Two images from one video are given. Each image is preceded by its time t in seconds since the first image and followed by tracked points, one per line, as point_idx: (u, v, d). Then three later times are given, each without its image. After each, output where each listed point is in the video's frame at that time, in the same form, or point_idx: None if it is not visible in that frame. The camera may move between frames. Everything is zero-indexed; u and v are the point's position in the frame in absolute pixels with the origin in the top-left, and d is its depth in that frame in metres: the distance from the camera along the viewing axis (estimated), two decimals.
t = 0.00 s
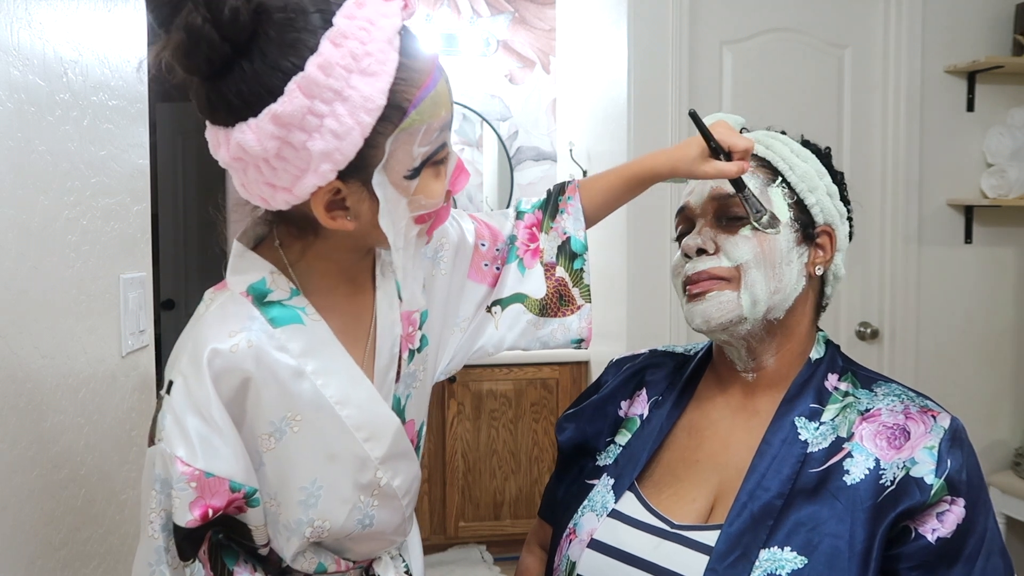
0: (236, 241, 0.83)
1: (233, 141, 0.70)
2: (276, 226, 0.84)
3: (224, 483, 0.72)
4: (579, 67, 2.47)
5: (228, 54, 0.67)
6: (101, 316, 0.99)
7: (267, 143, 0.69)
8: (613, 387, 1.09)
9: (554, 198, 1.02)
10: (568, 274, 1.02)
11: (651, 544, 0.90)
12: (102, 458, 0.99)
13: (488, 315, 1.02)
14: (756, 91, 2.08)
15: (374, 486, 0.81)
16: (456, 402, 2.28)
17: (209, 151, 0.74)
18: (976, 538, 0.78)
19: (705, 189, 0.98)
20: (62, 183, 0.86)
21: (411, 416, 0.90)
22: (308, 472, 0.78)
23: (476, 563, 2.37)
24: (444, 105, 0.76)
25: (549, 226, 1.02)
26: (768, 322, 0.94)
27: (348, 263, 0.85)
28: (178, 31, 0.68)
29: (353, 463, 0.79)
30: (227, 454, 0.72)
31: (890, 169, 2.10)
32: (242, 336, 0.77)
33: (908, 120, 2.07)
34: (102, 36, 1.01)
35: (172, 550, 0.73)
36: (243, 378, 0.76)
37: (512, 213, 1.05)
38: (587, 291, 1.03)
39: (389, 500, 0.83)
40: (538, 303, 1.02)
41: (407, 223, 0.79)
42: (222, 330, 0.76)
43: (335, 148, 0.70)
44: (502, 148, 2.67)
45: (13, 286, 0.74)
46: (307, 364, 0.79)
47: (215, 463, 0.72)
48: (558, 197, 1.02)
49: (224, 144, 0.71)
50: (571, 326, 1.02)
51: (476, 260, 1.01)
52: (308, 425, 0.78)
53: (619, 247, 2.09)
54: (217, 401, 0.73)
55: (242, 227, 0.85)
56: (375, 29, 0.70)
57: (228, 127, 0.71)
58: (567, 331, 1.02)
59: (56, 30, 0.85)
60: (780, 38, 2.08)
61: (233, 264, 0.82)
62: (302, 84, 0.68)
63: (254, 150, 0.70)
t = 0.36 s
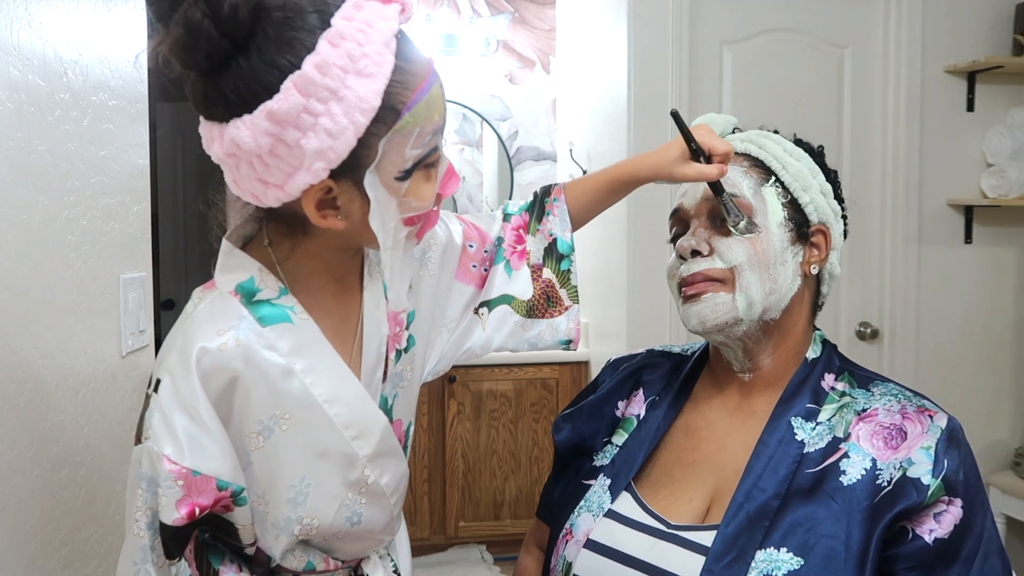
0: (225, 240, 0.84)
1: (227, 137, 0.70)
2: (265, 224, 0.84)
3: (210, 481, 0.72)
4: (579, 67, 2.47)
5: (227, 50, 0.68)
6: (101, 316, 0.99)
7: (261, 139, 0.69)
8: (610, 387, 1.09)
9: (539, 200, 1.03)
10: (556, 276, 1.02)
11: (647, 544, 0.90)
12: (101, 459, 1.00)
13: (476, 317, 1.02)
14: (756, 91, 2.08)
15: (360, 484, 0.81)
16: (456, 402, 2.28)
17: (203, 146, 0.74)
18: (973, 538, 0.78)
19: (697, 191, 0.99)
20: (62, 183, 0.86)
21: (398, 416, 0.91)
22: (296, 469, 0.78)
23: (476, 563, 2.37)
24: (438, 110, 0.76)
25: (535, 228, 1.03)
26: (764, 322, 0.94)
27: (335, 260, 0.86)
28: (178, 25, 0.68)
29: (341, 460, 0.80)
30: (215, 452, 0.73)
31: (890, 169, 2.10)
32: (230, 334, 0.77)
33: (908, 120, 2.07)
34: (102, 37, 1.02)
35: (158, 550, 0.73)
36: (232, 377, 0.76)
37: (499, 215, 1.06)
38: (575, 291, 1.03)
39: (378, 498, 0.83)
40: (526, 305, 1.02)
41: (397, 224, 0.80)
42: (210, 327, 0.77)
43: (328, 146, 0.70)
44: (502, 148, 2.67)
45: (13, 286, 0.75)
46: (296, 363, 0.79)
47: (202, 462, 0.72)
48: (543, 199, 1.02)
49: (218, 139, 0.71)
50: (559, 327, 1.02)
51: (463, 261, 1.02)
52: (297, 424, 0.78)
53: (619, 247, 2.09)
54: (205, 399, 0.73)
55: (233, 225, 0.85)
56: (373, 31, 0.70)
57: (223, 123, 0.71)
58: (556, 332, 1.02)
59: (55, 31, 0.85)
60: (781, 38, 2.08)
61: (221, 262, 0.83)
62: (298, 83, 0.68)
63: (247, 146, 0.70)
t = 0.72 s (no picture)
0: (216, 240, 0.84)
1: (217, 137, 0.70)
2: (256, 223, 0.84)
3: (205, 478, 0.72)
4: (579, 67, 2.47)
5: (215, 50, 0.68)
6: (101, 316, 0.99)
7: (249, 139, 0.69)
8: (611, 387, 1.09)
9: (532, 204, 1.05)
10: (547, 279, 1.04)
11: (648, 546, 0.90)
12: (102, 459, 1.00)
13: (467, 320, 1.03)
14: (756, 91, 2.08)
15: (354, 479, 0.81)
16: (456, 402, 2.28)
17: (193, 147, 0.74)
18: (976, 541, 0.78)
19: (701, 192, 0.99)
20: (62, 183, 0.86)
21: (390, 414, 0.91)
22: (290, 465, 0.79)
23: (476, 563, 2.37)
24: (426, 108, 0.77)
25: (527, 232, 1.04)
26: (768, 324, 0.94)
27: (325, 261, 0.86)
28: (165, 26, 0.68)
29: (335, 456, 0.80)
30: (208, 450, 0.73)
31: (890, 169, 2.10)
32: (223, 331, 0.77)
33: (908, 120, 2.07)
34: (102, 36, 1.02)
35: (153, 548, 0.73)
36: (224, 376, 0.76)
37: (491, 218, 1.07)
38: (565, 295, 1.05)
39: (370, 493, 0.83)
40: (517, 308, 1.04)
41: (387, 222, 0.80)
42: (202, 326, 0.77)
43: (317, 145, 0.70)
44: (502, 148, 2.68)
45: (13, 286, 0.75)
46: (288, 360, 0.79)
47: (197, 459, 0.72)
48: (536, 203, 1.04)
49: (207, 139, 0.71)
50: (552, 331, 1.04)
51: (454, 262, 1.02)
52: (290, 420, 0.78)
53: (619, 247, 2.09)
54: (198, 397, 0.73)
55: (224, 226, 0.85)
56: (359, 31, 0.70)
57: (213, 123, 0.71)
58: (548, 336, 1.04)
59: (55, 30, 0.85)
60: (781, 38, 2.08)
61: (213, 262, 0.83)
62: (285, 82, 0.68)
63: (236, 146, 0.70)
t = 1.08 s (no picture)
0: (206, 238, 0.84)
1: (201, 131, 0.71)
2: (247, 221, 0.85)
3: (196, 476, 0.72)
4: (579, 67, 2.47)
5: (197, 45, 0.68)
6: (101, 316, 0.99)
7: (232, 132, 0.70)
8: (611, 387, 1.09)
9: (512, 199, 1.04)
10: (534, 271, 1.03)
11: (648, 548, 0.90)
12: (102, 458, 1.00)
13: (458, 318, 1.04)
14: (756, 91, 2.08)
15: (346, 474, 0.81)
16: (456, 402, 2.28)
17: (181, 142, 0.75)
18: (977, 543, 0.78)
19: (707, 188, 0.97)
20: (62, 183, 0.86)
21: (384, 412, 0.91)
22: (282, 461, 0.79)
23: (475, 563, 2.37)
24: (411, 102, 0.77)
25: (511, 226, 1.03)
26: (772, 326, 0.94)
27: (319, 257, 0.86)
28: (149, 20, 0.68)
29: (328, 453, 0.80)
30: (200, 447, 0.72)
31: (890, 169, 2.10)
32: (214, 329, 0.77)
33: (908, 120, 2.07)
34: (102, 36, 1.02)
35: (146, 546, 0.73)
36: (214, 373, 0.76)
37: (479, 218, 1.08)
38: (554, 284, 1.04)
39: (363, 489, 0.83)
40: (506, 301, 1.03)
41: (372, 215, 0.79)
42: (194, 324, 0.77)
43: (298, 138, 0.70)
44: (502, 148, 2.68)
45: (12, 286, 0.75)
46: (280, 357, 0.79)
47: (188, 457, 0.72)
48: (515, 198, 1.03)
49: (193, 134, 0.72)
50: (544, 321, 1.04)
51: (445, 262, 1.03)
52: (281, 416, 0.78)
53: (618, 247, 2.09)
54: (189, 394, 0.73)
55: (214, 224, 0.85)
56: (340, 25, 0.70)
57: (197, 117, 0.72)
58: (541, 327, 1.04)
59: (56, 30, 0.85)
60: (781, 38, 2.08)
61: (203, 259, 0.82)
62: (267, 75, 0.68)
63: (220, 139, 0.71)
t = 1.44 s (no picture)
0: (203, 238, 0.84)
1: (191, 130, 0.71)
2: (241, 221, 0.85)
3: (195, 475, 0.72)
4: (579, 67, 2.47)
5: (184, 43, 0.68)
6: (101, 316, 0.99)
7: (222, 130, 0.70)
8: (611, 388, 1.09)
9: (526, 204, 1.04)
10: (538, 281, 1.04)
11: (648, 549, 0.90)
12: (102, 459, 1.00)
13: (457, 320, 1.04)
14: (756, 91, 2.08)
15: (343, 473, 0.81)
16: (456, 402, 2.28)
17: (172, 144, 0.76)
18: (977, 545, 0.78)
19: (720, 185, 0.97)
20: (62, 182, 0.86)
21: (380, 412, 0.91)
22: (280, 460, 0.79)
23: (475, 563, 2.37)
24: (399, 95, 0.77)
25: (519, 232, 1.04)
26: (776, 327, 0.94)
27: (314, 257, 0.86)
28: (136, 20, 0.68)
29: (326, 452, 0.80)
30: (198, 446, 0.72)
31: (890, 169, 2.10)
32: (211, 328, 0.77)
33: (908, 120, 2.07)
34: (102, 36, 1.01)
35: (146, 547, 0.72)
36: (212, 373, 0.76)
37: (482, 218, 1.07)
38: (557, 297, 1.05)
39: (361, 488, 0.83)
40: (507, 309, 1.04)
41: (364, 211, 0.80)
42: (192, 323, 0.77)
43: (289, 134, 0.70)
44: (502, 148, 2.68)
45: (12, 286, 0.74)
46: (277, 356, 0.79)
47: (187, 456, 0.72)
48: (531, 203, 1.04)
49: (183, 133, 0.72)
50: (543, 333, 1.05)
51: (443, 262, 1.03)
52: (280, 416, 0.78)
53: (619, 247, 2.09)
54: (186, 393, 0.73)
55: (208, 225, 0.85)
56: (327, 20, 0.70)
57: (187, 117, 0.72)
58: (540, 337, 1.05)
59: (55, 31, 0.85)
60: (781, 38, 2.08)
61: (200, 258, 0.83)
62: (254, 72, 0.68)
63: (210, 138, 0.71)
